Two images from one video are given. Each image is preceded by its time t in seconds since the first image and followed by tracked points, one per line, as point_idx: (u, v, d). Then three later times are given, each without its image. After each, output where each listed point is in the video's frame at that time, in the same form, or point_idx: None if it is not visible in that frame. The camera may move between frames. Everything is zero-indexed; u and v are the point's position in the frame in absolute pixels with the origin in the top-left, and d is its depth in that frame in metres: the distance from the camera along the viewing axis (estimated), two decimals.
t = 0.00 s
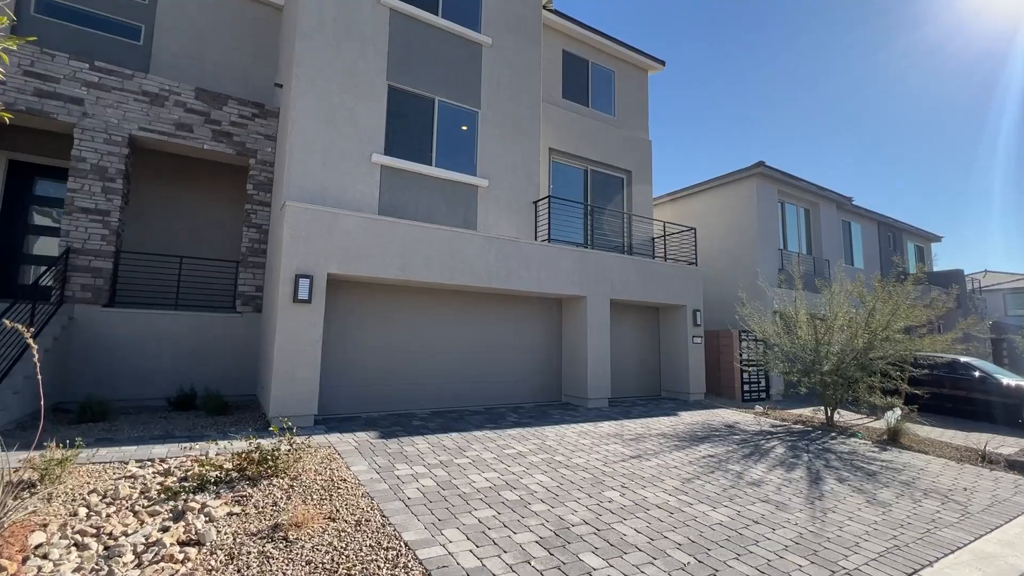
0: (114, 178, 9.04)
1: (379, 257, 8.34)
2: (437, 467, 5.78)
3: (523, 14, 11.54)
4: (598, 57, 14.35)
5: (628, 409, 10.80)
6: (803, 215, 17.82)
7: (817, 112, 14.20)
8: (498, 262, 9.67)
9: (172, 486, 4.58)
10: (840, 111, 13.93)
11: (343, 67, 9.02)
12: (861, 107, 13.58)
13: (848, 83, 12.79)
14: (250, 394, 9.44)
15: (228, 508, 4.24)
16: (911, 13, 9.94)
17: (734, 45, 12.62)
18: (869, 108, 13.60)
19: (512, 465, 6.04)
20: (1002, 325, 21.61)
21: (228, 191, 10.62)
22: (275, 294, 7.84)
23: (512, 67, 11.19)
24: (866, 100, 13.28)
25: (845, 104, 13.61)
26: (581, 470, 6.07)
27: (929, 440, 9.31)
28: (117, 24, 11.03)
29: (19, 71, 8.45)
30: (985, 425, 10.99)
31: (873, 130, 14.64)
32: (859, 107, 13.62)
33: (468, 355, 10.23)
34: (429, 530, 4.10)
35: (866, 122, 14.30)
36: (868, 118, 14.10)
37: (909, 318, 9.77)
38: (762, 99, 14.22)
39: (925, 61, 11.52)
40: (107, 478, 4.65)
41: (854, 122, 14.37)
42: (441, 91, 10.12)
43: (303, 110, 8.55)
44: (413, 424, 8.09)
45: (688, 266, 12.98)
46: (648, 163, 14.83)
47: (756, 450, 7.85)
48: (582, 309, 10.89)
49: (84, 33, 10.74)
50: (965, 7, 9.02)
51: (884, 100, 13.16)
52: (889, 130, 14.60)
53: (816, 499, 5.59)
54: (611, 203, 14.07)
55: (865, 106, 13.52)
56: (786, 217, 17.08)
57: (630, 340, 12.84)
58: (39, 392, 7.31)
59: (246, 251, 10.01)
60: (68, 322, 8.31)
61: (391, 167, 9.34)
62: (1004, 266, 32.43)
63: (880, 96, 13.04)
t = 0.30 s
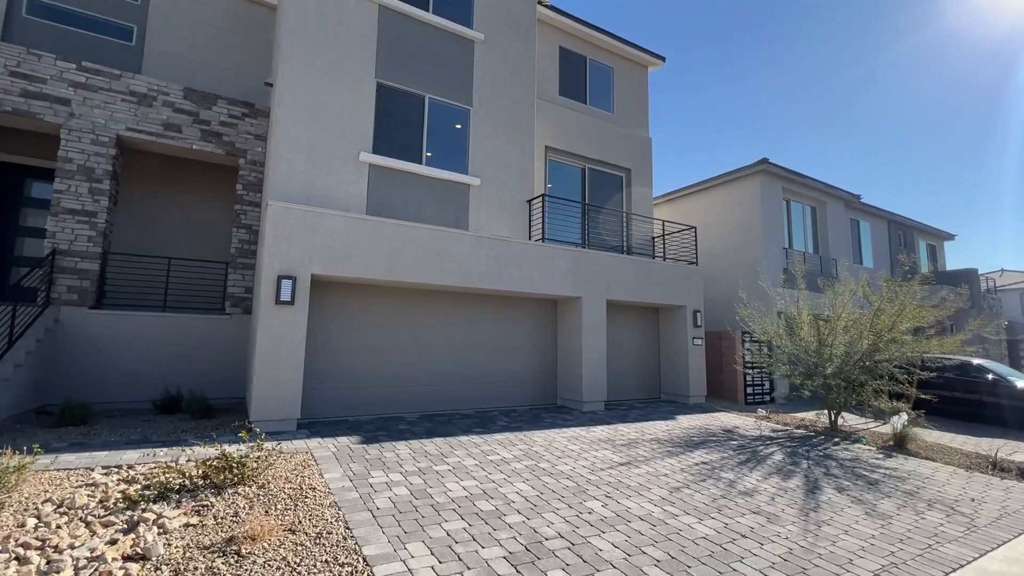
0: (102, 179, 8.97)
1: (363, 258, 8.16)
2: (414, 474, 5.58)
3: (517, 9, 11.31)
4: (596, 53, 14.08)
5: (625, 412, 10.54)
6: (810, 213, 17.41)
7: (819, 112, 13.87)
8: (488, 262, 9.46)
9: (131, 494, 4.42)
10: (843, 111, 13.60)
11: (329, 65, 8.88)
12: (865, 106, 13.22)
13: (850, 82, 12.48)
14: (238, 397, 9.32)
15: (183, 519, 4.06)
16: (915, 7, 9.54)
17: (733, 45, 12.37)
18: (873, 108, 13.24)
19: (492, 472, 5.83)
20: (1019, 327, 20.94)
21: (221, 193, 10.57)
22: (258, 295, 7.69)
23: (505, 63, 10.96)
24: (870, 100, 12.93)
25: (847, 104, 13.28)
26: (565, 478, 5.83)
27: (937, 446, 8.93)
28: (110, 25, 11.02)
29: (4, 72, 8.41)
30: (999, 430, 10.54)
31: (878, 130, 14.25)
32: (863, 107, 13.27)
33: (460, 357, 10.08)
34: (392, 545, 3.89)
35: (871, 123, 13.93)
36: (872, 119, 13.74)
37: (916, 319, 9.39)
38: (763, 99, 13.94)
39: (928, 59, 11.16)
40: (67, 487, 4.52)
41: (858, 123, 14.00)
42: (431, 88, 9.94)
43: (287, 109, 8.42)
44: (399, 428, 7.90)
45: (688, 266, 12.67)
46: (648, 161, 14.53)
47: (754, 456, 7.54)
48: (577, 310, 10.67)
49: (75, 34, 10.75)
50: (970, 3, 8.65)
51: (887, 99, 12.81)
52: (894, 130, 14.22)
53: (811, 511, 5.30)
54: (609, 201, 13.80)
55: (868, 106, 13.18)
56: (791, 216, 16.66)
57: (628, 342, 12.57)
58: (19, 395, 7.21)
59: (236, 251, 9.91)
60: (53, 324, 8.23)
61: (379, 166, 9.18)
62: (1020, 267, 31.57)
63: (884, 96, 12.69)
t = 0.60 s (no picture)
0: (94, 178, 8.99)
1: (351, 256, 8.07)
2: (393, 474, 5.47)
3: (512, 4, 11.17)
4: (595, 48, 13.90)
5: (621, 412, 10.35)
6: (816, 210, 17.05)
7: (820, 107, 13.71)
8: (480, 260, 9.32)
9: (98, 494, 4.36)
10: (844, 106, 13.44)
11: (318, 62, 8.82)
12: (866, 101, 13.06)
13: (850, 76, 12.34)
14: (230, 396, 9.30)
15: (145, 520, 3.97)
16: None
17: (731, 38, 12.27)
18: (874, 104, 13.08)
19: (473, 473, 5.69)
20: None
21: (216, 194, 10.58)
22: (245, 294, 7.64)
23: (499, 59, 10.83)
24: (871, 95, 12.77)
25: (849, 98, 13.11)
26: (547, 479, 5.68)
27: (943, 448, 8.62)
28: (107, 26, 11.09)
29: None
30: (1011, 432, 10.16)
31: (880, 127, 14.06)
32: (864, 102, 13.11)
33: (453, 356, 9.96)
34: (355, 547, 3.78)
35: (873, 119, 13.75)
36: (874, 116, 13.56)
37: (922, 317, 9.08)
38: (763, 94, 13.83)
39: (929, 54, 11.01)
40: (35, 486, 4.48)
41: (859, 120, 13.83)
42: (423, 84, 9.85)
43: (275, 107, 8.38)
44: (386, 427, 7.80)
45: (688, 264, 12.43)
46: (648, 157, 14.29)
47: (749, 458, 7.32)
48: (572, 309, 10.50)
49: (71, 35, 10.82)
50: None
51: (888, 95, 12.66)
52: (901, 126, 13.89)
53: (800, 515, 5.09)
54: (608, 198, 13.60)
55: (869, 101, 13.02)
56: (796, 213, 16.33)
57: (626, 341, 12.36)
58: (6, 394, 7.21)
59: (228, 250, 9.90)
60: (45, 323, 8.25)
61: (369, 163, 9.10)
62: None
63: (885, 91, 12.52)
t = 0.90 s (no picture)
0: (84, 182, 9.06)
1: (335, 258, 8.02)
2: (364, 481, 5.38)
3: (503, 3, 11.06)
4: (590, 47, 13.74)
5: (614, 416, 10.19)
6: (819, 208, 16.71)
7: (820, 103, 13.48)
8: (468, 262, 9.21)
9: (59, 501, 4.33)
10: (841, 102, 13.28)
11: (304, 64, 8.78)
12: (865, 98, 12.91)
13: (851, 68, 12.09)
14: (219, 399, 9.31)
15: (100, 528, 3.93)
16: None
17: (726, 35, 12.14)
18: (872, 99, 12.93)
19: (446, 480, 5.59)
20: None
21: (209, 195, 10.69)
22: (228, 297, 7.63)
23: (490, 58, 10.73)
24: (869, 90, 12.61)
25: (847, 95, 12.94)
26: (523, 487, 5.55)
27: (944, 455, 8.33)
28: (101, 31, 11.18)
29: None
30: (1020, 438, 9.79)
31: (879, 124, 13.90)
32: (866, 96, 12.83)
33: (441, 359, 9.90)
34: (306, 558, 3.71)
35: (871, 116, 13.59)
36: (873, 111, 13.37)
37: (922, 318, 8.80)
38: (760, 92, 13.69)
39: (929, 43, 10.87)
40: None
41: (859, 116, 13.66)
42: (411, 85, 9.78)
43: (260, 110, 8.37)
44: (370, 431, 7.73)
45: (684, 264, 12.22)
46: (646, 156, 14.08)
47: (738, 465, 7.11)
48: (563, 311, 10.37)
49: (66, 41, 10.92)
50: None
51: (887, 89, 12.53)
52: (906, 119, 13.56)
53: (780, 526, 4.91)
54: (604, 198, 13.42)
55: (868, 97, 12.86)
56: (799, 211, 16.01)
57: (621, 343, 12.18)
58: None
59: (219, 253, 9.92)
60: (35, 326, 8.31)
61: (356, 165, 9.05)
62: None
63: (883, 85, 12.38)
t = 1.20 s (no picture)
0: (76, 181, 9.08)
1: (321, 256, 7.93)
2: (339, 481, 5.26)
3: None
4: (589, 42, 13.54)
5: (609, 415, 10.00)
6: (826, 204, 16.32)
7: (824, 100, 13.12)
8: (459, 259, 9.08)
9: (21, 499, 4.26)
10: (843, 99, 12.94)
11: (292, 59, 8.71)
12: (867, 95, 12.56)
13: (856, 62, 11.73)
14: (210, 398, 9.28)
15: (56, 528, 3.84)
16: None
17: (723, 30, 11.90)
18: (874, 97, 12.58)
19: (423, 480, 5.45)
20: None
21: (203, 194, 10.72)
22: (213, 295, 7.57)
23: (483, 53, 10.58)
24: (871, 87, 12.28)
25: (849, 91, 12.62)
26: (501, 487, 5.40)
27: (950, 457, 8.01)
28: (97, 32, 11.23)
29: None
30: None
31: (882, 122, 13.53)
32: (871, 92, 12.46)
33: (433, 358, 9.79)
34: (261, 560, 3.58)
35: (874, 114, 13.23)
36: (876, 109, 13.01)
37: (927, 317, 8.48)
38: (759, 89, 13.41)
39: (931, 39, 10.54)
40: None
41: (862, 114, 13.29)
42: (401, 81, 9.68)
43: (247, 107, 8.32)
44: (356, 430, 7.64)
45: (684, 262, 11.97)
46: (645, 152, 13.83)
47: (731, 466, 6.89)
48: (557, 309, 10.20)
49: (62, 41, 10.98)
50: None
51: (889, 87, 12.19)
52: (915, 117, 13.14)
53: (766, 531, 4.68)
54: (603, 195, 13.21)
55: (870, 94, 12.51)
56: (804, 208, 15.65)
57: (618, 343, 11.96)
58: None
59: (211, 252, 9.90)
60: (26, 324, 8.32)
61: (345, 162, 8.96)
62: None
63: (886, 82, 12.05)
